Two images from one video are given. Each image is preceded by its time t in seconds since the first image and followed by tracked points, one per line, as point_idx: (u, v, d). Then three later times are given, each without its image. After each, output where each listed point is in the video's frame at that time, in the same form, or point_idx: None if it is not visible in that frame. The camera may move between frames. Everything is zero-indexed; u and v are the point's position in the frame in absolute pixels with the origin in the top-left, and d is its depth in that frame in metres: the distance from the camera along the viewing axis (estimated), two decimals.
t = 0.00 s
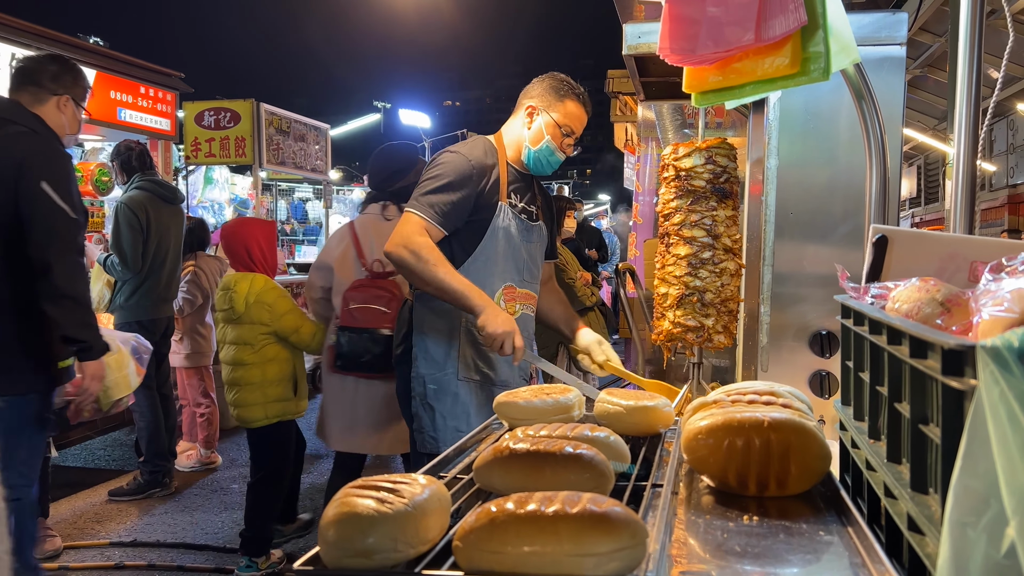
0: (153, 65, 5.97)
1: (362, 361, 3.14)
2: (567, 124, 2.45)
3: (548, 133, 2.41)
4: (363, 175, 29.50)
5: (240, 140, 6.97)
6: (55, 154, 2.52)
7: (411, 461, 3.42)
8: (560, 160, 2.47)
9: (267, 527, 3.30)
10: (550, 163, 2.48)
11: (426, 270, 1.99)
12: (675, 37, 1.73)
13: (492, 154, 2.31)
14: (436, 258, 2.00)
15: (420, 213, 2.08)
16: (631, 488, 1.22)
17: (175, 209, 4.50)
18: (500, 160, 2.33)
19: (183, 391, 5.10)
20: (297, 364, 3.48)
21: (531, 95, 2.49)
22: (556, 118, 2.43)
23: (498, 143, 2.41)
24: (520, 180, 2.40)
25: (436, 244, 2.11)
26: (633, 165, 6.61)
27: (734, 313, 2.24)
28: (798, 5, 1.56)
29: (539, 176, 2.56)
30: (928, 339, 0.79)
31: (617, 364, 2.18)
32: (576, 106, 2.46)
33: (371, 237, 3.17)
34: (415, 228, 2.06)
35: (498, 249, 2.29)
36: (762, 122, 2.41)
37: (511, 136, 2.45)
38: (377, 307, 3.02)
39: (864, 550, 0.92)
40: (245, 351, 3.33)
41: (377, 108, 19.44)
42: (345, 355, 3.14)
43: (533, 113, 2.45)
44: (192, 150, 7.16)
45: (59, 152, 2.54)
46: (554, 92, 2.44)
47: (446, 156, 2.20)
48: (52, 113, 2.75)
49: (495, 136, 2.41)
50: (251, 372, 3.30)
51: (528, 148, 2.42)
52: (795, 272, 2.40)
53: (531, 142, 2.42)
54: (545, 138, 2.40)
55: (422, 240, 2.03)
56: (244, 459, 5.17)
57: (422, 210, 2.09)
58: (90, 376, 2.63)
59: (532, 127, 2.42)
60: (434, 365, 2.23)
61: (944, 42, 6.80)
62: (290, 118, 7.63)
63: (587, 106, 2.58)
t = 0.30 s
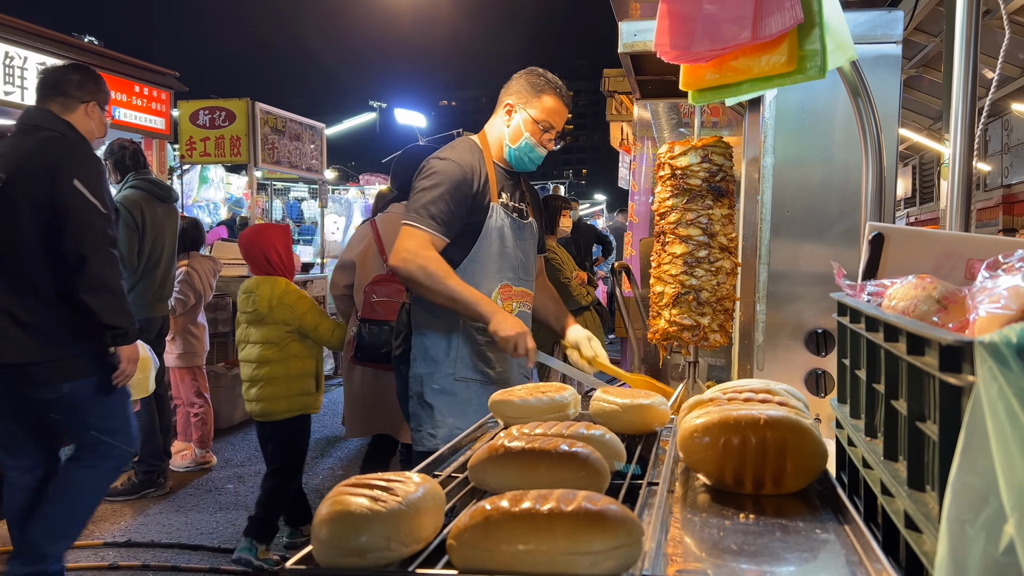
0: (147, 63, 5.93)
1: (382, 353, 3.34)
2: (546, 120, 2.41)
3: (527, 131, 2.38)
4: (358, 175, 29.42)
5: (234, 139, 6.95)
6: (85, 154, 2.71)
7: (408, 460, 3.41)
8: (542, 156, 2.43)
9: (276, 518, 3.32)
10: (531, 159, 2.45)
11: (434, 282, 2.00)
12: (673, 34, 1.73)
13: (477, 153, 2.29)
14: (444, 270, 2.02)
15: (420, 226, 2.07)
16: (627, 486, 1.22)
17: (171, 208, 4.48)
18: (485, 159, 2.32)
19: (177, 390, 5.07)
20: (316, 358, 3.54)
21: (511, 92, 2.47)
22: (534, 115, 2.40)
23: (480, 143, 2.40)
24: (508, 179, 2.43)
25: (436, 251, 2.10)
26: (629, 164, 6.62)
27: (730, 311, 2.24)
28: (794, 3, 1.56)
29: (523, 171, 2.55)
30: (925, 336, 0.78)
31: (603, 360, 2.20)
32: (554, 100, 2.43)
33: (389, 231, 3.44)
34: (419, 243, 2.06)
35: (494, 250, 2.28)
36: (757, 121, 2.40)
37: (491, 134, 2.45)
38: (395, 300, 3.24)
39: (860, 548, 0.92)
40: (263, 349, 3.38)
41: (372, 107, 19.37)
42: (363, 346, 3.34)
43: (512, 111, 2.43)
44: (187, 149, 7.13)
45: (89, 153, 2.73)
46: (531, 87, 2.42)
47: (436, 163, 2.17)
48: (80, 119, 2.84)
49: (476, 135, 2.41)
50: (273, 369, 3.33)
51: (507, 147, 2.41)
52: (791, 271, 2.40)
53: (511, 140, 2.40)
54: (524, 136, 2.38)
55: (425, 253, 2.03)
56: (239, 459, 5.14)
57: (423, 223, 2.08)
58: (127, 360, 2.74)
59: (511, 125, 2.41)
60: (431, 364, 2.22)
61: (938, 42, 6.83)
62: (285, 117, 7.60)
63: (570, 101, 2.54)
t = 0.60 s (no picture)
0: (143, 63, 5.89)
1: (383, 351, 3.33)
2: (528, 116, 2.41)
3: (510, 128, 2.38)
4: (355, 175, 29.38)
5: (230, 139, 6.93)
6: (141, 163, 2.95)
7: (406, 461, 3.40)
8: (527, 153, 2.42)
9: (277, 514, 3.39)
10: (517, 157, 2.44)
11: (461, 311, 1.97)
12: (670, 37, 1.72)
13: (466, 155, 2.28)
14: (472, 298, 1.98)
15: (437, 246, 2.05)
16: (625, 488, 1.21)
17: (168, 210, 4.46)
18: (474, 162, 2.32)
19: (171, 390, 5.03)
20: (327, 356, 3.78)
21: (493, 90, 2.46)
22: (516, 112, 2.39)
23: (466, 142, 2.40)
24: (497, 179, 2.45)
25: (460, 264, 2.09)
26: (626, 164, 6.63)
27: (727, 312, 2.24)
28: (791, 5, 1.56)
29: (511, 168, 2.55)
30: (924, 338, 0.78)
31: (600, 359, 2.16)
32: (536, 95, 2.42)
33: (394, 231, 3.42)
34: (439, 264, 2.04)
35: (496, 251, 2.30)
36: (755, 122, 2.34)
37: (476, 134, 2.45)
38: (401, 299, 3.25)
39: (859, 550, 0.92)
40: (277, 347, 3.65)
41: (369, 107, 19.35)
42: (367, 344, 3.34)
43: (495, 109, 2.43)
44: (182, 149, 7.11)
45: (148, 163, 2.97)
46: (512, 84, 2.41)
47: (430, 173, 2.14)
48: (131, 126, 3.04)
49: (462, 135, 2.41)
50: (287, 362, 3.61)
51: (492, 145, 2.41)
52: (788, 272, 2.41)
53: (494, 138, 2.40)
54: (507, 134, 2.37)
55: (450, 275, 2.00)
56: (235, 460, 5.13)
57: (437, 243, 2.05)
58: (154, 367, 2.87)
59: (494, 124, 2.40)
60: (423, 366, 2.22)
61: (934, 43, 6.87)
62: (281, 117, 7.58)
63: (552, 93, 2.52)
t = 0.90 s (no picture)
0: (140, 64, 5.87)
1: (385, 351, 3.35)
2: (527, 115, 2.40)
3: (509, 127, 2.38)
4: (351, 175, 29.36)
5: (226, 140, 6.92)
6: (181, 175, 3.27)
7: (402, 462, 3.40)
8: (526, 153, 2.43)
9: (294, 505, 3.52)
10: (516, 156, 2.45)
11: (449, 310, 1.97)
12: (666, 38, 1.72)
13: (462, 155, 2.28)
14: (461, 297, 1.99)
15: (427, 245, 2.04)
16: (621, 489, 1.21)
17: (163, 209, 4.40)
18: (472, 162, 2.32)
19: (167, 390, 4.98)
20: (331, 357, 3.82)
21: (491, 89, 2.46)
22: (515, 111, 2.39)
23: (464, 142, 2.40)
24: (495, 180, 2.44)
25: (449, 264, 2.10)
26: (622, 165, 6.66)
27: (722, 313, 2.24)
28: (787, 7, 1.57)
29: (508, 168, 2.55)
30: (917, 339, 0.79)
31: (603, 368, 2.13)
32: (535, 94, 2.42)
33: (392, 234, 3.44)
34: (429, 263, 2.04)
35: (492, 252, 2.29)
36: (750, 124, 2.42)
37: (474, 133, 2.45)
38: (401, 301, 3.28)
39: (853, 550, 0.92)
40: (283, 345, 3.63)
41: (365, 107, 19.33)
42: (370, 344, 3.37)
43: (493, 109, 2.43)
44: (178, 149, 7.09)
45: (182, 171, 3.27)
46: (511, 83, 2.40)
47: (427, 172, 2.13)
48: (165, 139, 3.39)
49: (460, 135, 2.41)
50: (293, 361, 3.61)
51: (491, 145, 2.42)
52: (784, 272, 2.41)
53: (494, 139, 2.41)
54: (506, 134, 2.38)
55: (439, 274, 2.00)
56: (231, 460, 5.12)
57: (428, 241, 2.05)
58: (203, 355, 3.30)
59: (492, 123, 2.41)
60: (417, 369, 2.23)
61: (929, 44, 6.92)
62: (277, 118, 7.57)
63: (551, 93, 2.52)
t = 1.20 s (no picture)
0: (134, 63, 5.89)
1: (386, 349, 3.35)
2: (524, 117, 2.40)
3: (506, 129, 2.38)
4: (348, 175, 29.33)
5: (223, 140, 6.91)
6: (194, 179, 3.48)
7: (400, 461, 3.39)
8: (522, 154, 2.43)
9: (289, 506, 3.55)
10: (512, 157, 2.45)
11: (473, 311, 1.94)
12: (662, 41, 1.75)
13: (458, 156, 2.28)
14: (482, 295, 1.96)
15: (441, 246, 2.04)
16: (618, 489, 1.22)
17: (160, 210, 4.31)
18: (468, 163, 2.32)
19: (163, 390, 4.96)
20: (336, 357, 3.85)
21: (488, 89, 2.46)
22: (512, 112, 2.39)
23: (460, 143, 2.41)
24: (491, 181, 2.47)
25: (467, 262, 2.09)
26: (619, 165, 6.67)
27: (719, 313, 2.25)
28: (783, 8, 1.58)
29: (504, 168, 2.55)
30: (912, 339, 0.79)
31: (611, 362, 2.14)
32: (534, 97, 2.42)
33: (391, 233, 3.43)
34: (446, 265, 2.03)
35: (490, 254, 2.31)
36: (746, 124, 2.39)
37: (471, 134, 2.45)
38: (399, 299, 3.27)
39: (849, 549, 0.92)
40: (292, 344, 3.66)
41: (363, 108, 19.33)
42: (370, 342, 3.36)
43: (490, 110, 2.43)
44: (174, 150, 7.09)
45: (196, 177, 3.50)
46: (509, 84, 2.40)
47: (427, 173, 2.15)
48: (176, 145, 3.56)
49: (456, 135, 2.42)
50: (301, 361, 3.66)
51: (488, 146, 2.41)
52: (780, 273, 2.42)
53: (490, 139, 2.40)
54: (503, 135, 2.37)
55: (457, 274, 1.99)
56: (228, 461, 5.12)
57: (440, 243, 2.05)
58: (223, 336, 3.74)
59: (489, 124, 2.40)
60: (410, 369, 2.22)
61: (925, 45, 6.96)
62: (274, 118, 7.56)
63: (548, 95, 2.52)
